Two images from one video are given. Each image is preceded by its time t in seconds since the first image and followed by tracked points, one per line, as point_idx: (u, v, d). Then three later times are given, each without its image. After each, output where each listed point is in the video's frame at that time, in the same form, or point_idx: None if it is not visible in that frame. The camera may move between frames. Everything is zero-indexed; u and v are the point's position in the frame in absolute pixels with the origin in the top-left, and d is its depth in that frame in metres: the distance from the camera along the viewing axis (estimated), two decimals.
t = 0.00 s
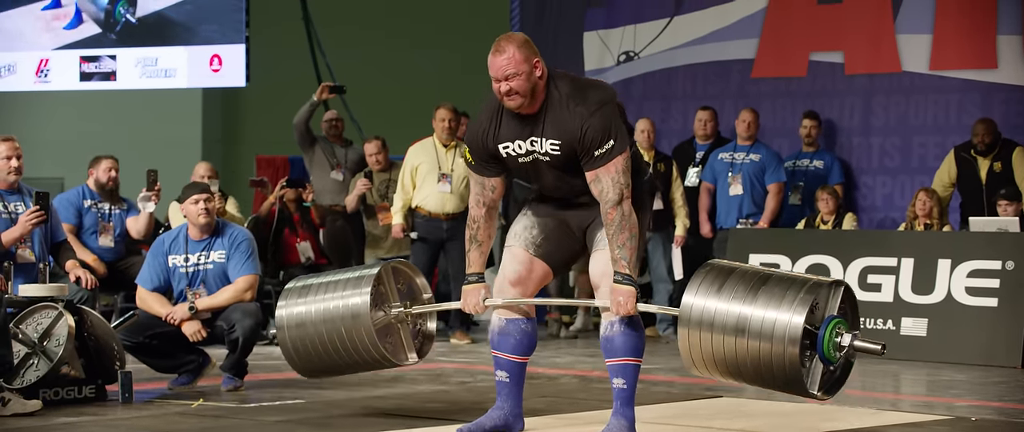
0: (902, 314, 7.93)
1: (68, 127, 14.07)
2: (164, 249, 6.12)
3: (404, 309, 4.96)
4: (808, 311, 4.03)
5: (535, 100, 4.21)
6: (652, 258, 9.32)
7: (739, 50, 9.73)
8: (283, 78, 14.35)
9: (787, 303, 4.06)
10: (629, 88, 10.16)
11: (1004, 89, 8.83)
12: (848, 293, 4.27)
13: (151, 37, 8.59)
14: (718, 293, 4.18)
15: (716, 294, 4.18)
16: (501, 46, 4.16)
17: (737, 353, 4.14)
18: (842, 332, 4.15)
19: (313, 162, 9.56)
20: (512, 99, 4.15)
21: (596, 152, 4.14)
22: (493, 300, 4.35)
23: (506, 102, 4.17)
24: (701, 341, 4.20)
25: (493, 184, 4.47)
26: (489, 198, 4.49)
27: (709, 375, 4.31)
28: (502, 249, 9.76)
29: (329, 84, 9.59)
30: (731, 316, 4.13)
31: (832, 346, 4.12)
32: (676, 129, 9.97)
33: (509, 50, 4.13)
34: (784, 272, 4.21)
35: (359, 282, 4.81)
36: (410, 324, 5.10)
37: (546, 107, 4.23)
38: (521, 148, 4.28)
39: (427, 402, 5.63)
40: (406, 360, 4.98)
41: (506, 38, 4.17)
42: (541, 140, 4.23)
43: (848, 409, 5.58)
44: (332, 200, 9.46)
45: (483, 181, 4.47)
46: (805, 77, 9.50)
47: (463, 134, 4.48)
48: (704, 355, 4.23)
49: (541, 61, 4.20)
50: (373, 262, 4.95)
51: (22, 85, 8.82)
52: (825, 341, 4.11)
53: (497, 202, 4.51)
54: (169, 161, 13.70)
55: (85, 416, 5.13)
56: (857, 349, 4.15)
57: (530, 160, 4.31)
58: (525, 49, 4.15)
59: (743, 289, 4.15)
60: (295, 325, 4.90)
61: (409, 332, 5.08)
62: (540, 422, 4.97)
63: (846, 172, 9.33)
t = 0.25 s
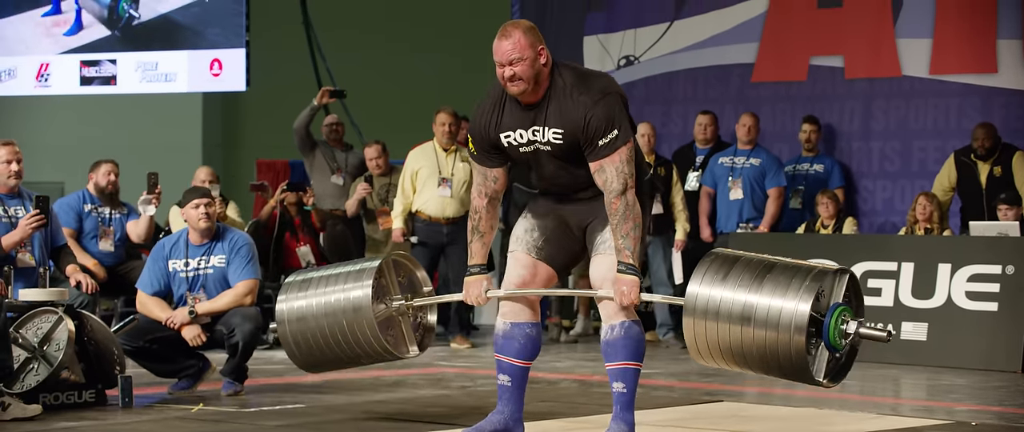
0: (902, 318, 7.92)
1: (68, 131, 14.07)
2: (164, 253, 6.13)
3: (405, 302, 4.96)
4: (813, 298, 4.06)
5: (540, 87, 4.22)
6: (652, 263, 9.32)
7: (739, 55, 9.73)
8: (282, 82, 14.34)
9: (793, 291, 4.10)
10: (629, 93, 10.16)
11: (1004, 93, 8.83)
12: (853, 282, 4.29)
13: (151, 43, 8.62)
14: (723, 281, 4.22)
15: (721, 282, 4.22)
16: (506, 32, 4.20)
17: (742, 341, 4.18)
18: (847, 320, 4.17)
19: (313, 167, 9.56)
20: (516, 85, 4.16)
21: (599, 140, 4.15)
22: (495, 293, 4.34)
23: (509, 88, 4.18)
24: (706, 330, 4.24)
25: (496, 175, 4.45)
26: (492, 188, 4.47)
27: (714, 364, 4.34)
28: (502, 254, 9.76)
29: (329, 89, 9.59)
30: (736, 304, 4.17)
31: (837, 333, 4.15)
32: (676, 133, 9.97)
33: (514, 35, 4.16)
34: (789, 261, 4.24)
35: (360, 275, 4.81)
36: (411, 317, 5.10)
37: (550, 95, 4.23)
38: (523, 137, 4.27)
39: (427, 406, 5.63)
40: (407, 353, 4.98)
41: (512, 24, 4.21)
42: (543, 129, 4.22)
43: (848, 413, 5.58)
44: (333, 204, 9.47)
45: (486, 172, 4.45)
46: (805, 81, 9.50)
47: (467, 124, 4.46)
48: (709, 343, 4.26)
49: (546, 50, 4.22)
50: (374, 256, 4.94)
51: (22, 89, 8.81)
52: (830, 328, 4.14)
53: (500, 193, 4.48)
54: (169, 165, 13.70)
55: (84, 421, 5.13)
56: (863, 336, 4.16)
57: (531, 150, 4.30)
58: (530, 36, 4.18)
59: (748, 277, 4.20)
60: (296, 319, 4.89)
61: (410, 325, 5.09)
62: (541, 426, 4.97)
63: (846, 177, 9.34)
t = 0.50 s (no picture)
0: (903, 327, 7.91)
1: (69, 140, 14.07)
2: (165, 262, 6.13)
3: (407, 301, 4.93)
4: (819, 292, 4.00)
5: (542, 82, 4.22)
6: (652, 272, 9.31)
7: (739, 64, 9.73)
8: (282, 91, 14.33)
9: (799, 285, 4.04)
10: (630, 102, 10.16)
11: (1004, 103, 8.83)
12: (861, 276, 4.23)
13: (151, 53, 8.63)
14: (729, 276, 4.17)
15: (726, 277, 4.18)
16: (513, 23, 4.20)
17: (749, 337, 4.12)
18: (854, 315, 4.11)
19: (313, 175, 9.57)
20: (518, 76, 4.16)
21: (605, 135, 4.14)
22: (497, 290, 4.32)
23: (512, 78, 4.18)
24: (712, 325, 4.19)
25: (497, 172, 4.45)
26: (493, 185, 4.47)
27: (721, 361, 4.29)
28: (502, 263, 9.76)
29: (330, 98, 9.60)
30: (742, 300, 4.12)
31: (844, 328, 4.09)
32: (676, 143, 9.96)
33: (521, 26, 4.16)
34: (795, 255, 4.18)
35: (361, 274, 4.78)
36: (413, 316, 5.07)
37: (552, 90, 4.23)
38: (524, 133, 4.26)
39: (427, 416, 5.62)
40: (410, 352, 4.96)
41: (519, 15, 4.22)
42: (546, 123, 4.21)
43: (849, 423, 5.57)
44: (333, 213, 9.48)
45: (487, 169, 4.45)
46: (805, 90, 9.50)
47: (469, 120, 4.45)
48: (715, 339, 4.21)
49: (551, 44, 4.23)
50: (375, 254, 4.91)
51: (22, 98, 8.88)
52: (837, 323, 4.08)
53: (501, 189, 4.48)
54: (169, 174, 13.70)
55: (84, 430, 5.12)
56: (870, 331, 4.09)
57: (533, 146, 4.28)
58: (537, 27, 4.18)
59: (753, 272, 4.14)
60: (298, 319, 4.88)
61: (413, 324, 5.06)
62: None
63: (846, 186, 9.33)
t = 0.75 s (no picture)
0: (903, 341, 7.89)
1: (68, 154, 14.07)
2: (165, 276, 6.16)
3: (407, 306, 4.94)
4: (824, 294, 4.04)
5: (548, 83, 4.24)
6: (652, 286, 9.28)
7: (739, 77, 9.74)
8: (282, 105, 14.34)
9: (803, 286, 4.08)
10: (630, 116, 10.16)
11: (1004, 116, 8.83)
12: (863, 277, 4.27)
13: (152, 68, 8.77)
14: (733, 278, 4.22)
15: (730, 279, 4.22)
16: (524, 22, 4.24)
17: (754, 338, 4.16)
18: (857, 315, 4.15)
19: (313, 189, 9.57)
20: (525, 75, 4.18)
21: (610, 138, 4.13)
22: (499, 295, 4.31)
23: (519, 76, 4.19)
24: (717, 327, 4.23)
25: (499, 175, 4.46)
26: (495, 189, 4.49)
27: (726, 361, 4.33)
28: (503, 277, 9.75)
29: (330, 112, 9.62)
30: (746, 301, 4.16)
31: (848, 329, 4.13)
32: (676, 156, 9.94)
33: (531, 24, 4.20)
34: (799, 257, 4.23)
35: (362, 279, 4.78)
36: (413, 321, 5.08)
37: (559, 91, 4.24)
38: (530, 134, 4.26)
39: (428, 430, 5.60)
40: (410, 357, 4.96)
41: (530, 16, 4.26)
42: (550, 124, 4.21)
43: None
44: (333, 226, 9.48)
45: (490, 172, 4.47)
46: (805, 103, 9.50)
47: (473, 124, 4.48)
48: (720, 340, 4.26)
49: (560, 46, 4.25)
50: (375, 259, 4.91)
51: (23, 111, 8.98)
52: (842, 323, 4.12)
53: (504, 193, 4.50)
54: (169, 187, 13.70)
55: None
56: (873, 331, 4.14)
57: (536, 148, 4.28)
58: (547, 27, 4.22)
59: (757, 274, 4.19)
60: (298, 324, 4.88)
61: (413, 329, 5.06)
62: None
63: (846, 200, 9.33)
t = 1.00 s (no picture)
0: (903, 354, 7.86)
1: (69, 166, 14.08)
2: (165, 287, 6.19)
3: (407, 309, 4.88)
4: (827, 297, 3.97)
5: (559, 82, 4.26)
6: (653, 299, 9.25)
7: (739, 90, 9.75)
8: (282, 117, 14.34)
9: (806, 290, 4.01)
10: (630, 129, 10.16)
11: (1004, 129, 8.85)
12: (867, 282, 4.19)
13: (151, 82, 8.91)
14: (735, 282, 4.14)
15: (732, 282, 4.14)
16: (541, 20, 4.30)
17: (757, 341, 4.09)
18: (860, 319, 4.07)
19: (313, 201, 9.57)
20: (536, 70, 4.22)
21: (619, 139, 4.14)
22: (499, 297, 4.28)
23: (530, 72, 4.23)
24: (719, 331, 4.16)
25: (504, 177, 4.46)
26: (499, 191, 4.47)
27: (728, 365, 4.26)
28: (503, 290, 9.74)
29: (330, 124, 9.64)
30: (748, 305, 4.08)
31: (850, 333, 4.05)
32: (676, 169, 9.92)
33: (547, 22, 4.25)
34: (802, 260, 4.15)
35: (360, 283, 4.74)
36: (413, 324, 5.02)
37: (568, 92, 4.25)
38: (538, 133, 4.26)
39: None
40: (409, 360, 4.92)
41: (548, 16, 4.32)
42: (559, 122, 4.22)
43: None
44: (333, 239, 9.48)
45: (494, 174, 4.46)
46: (805, 116, 9.50)
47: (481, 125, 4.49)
48: (722, 344, 4.19)
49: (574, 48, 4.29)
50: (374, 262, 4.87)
51: (24, 124, 9.27)
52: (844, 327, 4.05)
53: (508, 196, 4.49)
54: (169, 199, 13.69)
55: None
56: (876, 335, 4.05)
57: (540, 146, 4.27)
58: (562, 28, 4.27)
59: (760, 278, 4.11)
60: (297, 329, 4.85)
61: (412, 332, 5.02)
62: None
63: (846, 212, 9.32)
